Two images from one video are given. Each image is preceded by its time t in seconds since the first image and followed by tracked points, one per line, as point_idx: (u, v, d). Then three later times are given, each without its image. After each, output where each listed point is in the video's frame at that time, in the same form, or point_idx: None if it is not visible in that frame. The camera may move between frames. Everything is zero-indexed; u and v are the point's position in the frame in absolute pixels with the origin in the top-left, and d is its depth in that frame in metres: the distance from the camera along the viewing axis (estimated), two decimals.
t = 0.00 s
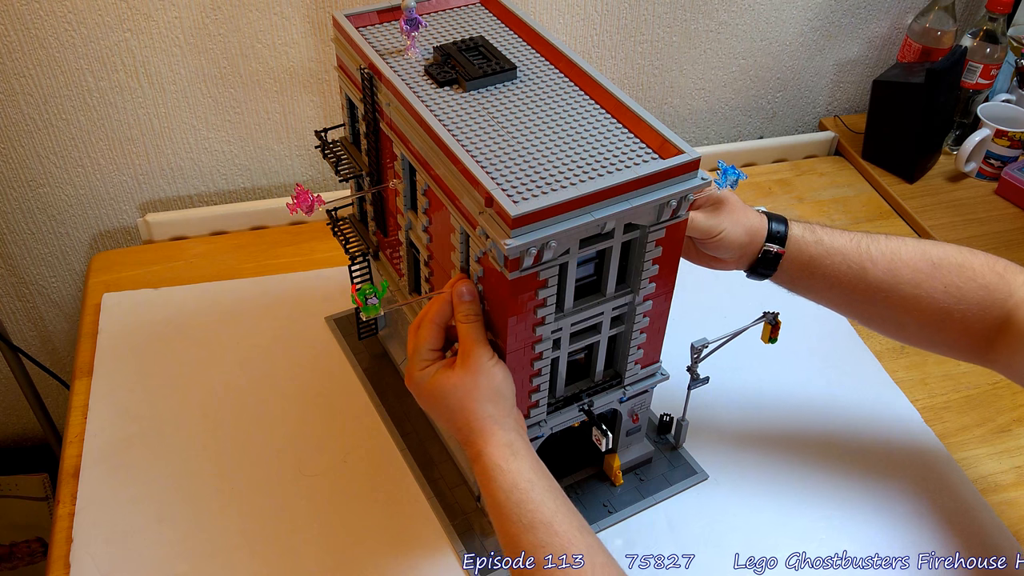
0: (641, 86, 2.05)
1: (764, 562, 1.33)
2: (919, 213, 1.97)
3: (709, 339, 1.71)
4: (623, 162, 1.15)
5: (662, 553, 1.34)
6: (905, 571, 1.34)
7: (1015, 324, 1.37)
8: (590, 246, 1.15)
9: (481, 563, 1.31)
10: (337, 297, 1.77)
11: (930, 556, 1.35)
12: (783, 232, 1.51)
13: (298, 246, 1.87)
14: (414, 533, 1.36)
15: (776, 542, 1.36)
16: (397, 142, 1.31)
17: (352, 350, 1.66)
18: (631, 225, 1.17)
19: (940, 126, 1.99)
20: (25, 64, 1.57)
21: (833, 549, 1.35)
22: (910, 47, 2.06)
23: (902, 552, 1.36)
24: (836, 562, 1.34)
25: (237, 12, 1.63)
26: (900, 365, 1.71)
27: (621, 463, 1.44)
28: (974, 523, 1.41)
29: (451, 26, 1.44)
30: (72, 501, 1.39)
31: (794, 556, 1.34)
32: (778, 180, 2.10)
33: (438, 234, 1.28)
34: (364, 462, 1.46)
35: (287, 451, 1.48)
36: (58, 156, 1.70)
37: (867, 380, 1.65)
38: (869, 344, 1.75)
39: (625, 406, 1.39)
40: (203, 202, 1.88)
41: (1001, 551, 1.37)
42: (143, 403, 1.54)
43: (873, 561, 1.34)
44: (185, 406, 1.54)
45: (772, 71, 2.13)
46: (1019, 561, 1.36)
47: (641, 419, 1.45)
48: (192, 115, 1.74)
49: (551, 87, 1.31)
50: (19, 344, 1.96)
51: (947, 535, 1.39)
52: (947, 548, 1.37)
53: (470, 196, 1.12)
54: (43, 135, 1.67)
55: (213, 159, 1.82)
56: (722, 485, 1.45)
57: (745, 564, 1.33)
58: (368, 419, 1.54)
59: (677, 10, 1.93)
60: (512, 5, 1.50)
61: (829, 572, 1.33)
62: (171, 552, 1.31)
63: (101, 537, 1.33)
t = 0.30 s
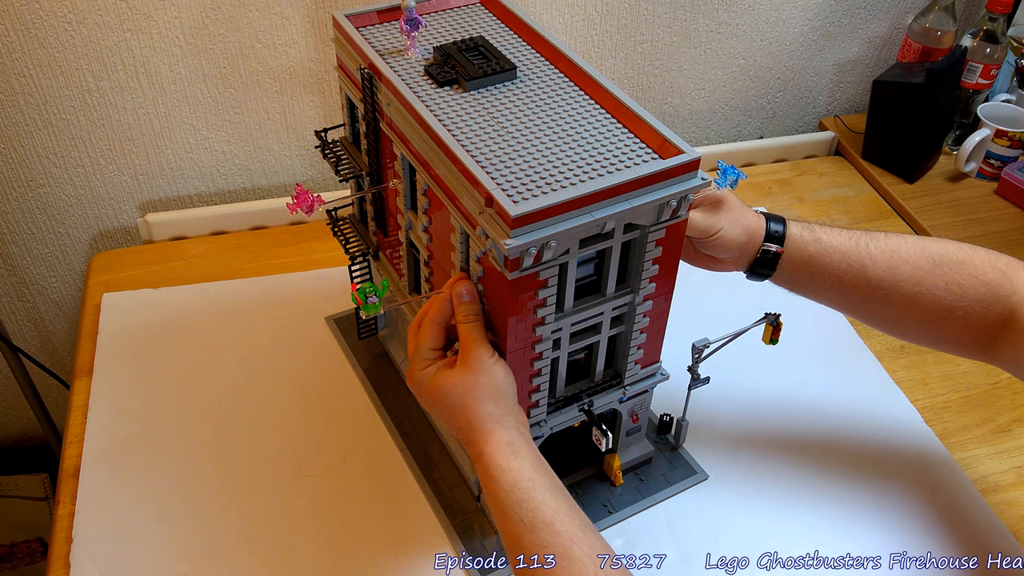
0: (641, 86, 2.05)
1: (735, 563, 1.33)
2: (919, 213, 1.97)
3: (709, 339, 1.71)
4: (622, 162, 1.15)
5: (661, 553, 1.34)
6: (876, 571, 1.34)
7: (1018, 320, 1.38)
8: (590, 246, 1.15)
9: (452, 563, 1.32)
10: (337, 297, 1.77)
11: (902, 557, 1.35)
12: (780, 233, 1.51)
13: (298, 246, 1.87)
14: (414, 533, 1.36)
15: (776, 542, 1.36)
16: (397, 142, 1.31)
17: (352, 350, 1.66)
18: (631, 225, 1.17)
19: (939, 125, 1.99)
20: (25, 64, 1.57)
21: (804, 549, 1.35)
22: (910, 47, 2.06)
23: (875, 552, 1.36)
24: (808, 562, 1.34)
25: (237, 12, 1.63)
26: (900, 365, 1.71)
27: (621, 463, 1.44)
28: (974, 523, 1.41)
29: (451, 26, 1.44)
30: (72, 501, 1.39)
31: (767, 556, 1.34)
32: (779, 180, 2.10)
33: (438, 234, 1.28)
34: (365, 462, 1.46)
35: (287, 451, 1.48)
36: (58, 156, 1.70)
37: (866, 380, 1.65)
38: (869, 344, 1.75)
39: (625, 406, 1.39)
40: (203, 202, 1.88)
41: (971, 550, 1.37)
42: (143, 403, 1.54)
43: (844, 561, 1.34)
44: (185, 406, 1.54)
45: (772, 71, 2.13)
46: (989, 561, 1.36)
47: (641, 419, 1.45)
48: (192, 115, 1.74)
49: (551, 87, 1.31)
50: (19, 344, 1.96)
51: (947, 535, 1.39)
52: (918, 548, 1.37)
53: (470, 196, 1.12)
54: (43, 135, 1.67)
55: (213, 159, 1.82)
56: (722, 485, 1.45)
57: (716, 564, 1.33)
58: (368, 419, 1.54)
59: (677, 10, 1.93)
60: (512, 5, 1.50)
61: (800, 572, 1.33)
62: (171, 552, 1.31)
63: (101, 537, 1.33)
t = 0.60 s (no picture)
0: (641, 86, 2.05)
1: (707, 563, 1.33)
2: (918, 213, 1.97)
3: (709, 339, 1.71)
4: (622, 162, 1.14)
5: (661, 553, 1.34)
6: (847, 571, 1.33)
7: (1017, 319, 1.37)
8: (590, 246, 1.15)
9: (423, 563, 1.32)
10: (337, 297, 1.77)
11: (873, 557, 1.35)
12: (778, 233, 1.51)
13: (298, 246, 1.87)
14: (413, 533, 1.36)
15: (776, 543, 1.36)
16: (397, 142, 1.31)
17: (352, 350, 1.66)
18: (631, 225, 1.17)
19: (938, 126, 1.99)
20: (25, 64, 1.57)
21: (787, 549, 1.35)
22: (910, 47, 2.06)
23: (845, 552, 1.35)
24: (779, 562, 1.34)
25: (237, 12, 1.63)
26: (900, 365, 1.71)
27: (621, 463, 1.44)
28: (976, 526, 1.41)
29: (451, 27, 1.44)
30: (72, 501, 1.39)
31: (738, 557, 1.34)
32: (779, 179, 2.10)
33: (438, 234, 1.28)
34: (364, 462, 1.46)
35: (287, 451, 1.48)
36: (58, 156, 1.70)
37: (866, 380, 1.65)
38: (868, 344, 1.75)
39: (625, 406, 1.39)
40: (203, 202, 1.88)
41: (941, 549, 1.37)
42: (143, 403, 1.54)
43: (816, 561, 1.34)
44: (185, 406, 1.54)
45: (772, 71, 2.13)
46: (980, 562, 1.36)
47: (641, 419, 1.45)
48: (192, 115, 1.74)
49: (551, 87, 1.31)
50: (19, 344, 1.96)
51: (948, 536, 1.39)
52: (890, 548, 1.36)
53: (470, 196, 1.12)
54: (43, 135, 1.67)
55: (213, 159, 1.82)
56: (722, 485, 1.45)
57: (688, 564, 1.33)
58: (368, 419, 1.54)
59: (677, 10, 1.93)
60: (511, 5, 1.50)
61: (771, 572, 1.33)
62: (171, 552, 1.31)
63: (101, 537, 1.33)
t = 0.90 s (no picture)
0: (641, 86, 2.05)
1: (679, 563, 1.33)
2: (918, 213, 1.97)
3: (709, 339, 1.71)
4: (622, 162, 1.14)
5: (662, 552, 1.34)
6: (818, 571, 1.33)
7: (1016, 316, 1.37)
8: (590, 246, 1.15)
9: (396, 563, 1.32)
10: (337, 297, 1.77)
11: (844, 557, 1.35)
12: (776, 230, 1.51)
13: (298, 246, 1.87)
14: (413, 532, 1.36)
15: (775, 542, 1.36)
16: (397, 142, 1.31)
17: (352, 350, 1.66)
18: (632, 225, 1.17)
19: (937, 124, 1.99)
20: (25, 64, 1.57)
21: (787, 549, 1.35)
22: (910, 47, 2.06)
23: (816, 551, 1.35)
24: (751, 562, 1.34)
25: (237, 12, 1.63)
26: (900, 365, 1.71)
27: (621, 463, 1.44)
28: (976, 526, 1.41)
29: (451, 27, 1.44)
30: (72, 501, 1.39)
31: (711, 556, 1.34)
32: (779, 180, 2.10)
33: (438, 234, 1.28)
34: (364, 462, 1.46)
35: (287, 451, 1.48)
36: (58, 156, 1.70)
37: (866, 380, 1.65)
38: (868, 344, 1.75)
39: (625, 406, 1.39)
40: (203, 202, 1.88)
41: (912, 549, 1.36)
42: (143, 403, 1.54)
43: (787, 561, 1.34)
44: (185, 407, 1.54)
45: (772, 71, 2.13)
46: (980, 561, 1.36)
47: (641, 419, 1.45)
48: (192, 115, 1.74)
49: (551, 87, 1.31)
50: (19, 344, 1.96)
51: (948, 535, 1.39)
52: (891, 549, 1.36)
53: (470, 196, 1.12)
54: (43, 135, 1.67)
55: (213, 159, 1.82)
56: (721, 485, 1.45)
57: (660, 564, 1.33)
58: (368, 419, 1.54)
59: (677, 10, 1.93)
60: (511, 5, 1.50)
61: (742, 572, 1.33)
62: (171, 552, 1.32)
63: (101, 537, 1.33)
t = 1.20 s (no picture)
0: (641, 86, 2.05)
1: (651, 563, 1.33)
2: (918, 213, 1.97)
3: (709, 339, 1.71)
4: (622, 162, 1.14)
5: (661, 553, 1.34)
6: (789, 571, 1.33)
7: (1016, 317, 1.37)
8: (590, 246, 1.15)
9: (366, 563, 1.31)
10: (337, 297, 1.77)
11: (816, 557, 1.34)
12: (775, 230, 1.51)
13: (298, 246, 1.87)
14: (414, 532, 1.36)
15: (775, 542, 1.36)
16: (397, 142, 1.31)
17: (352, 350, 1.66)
18: (632, 225, 1.17)
19: (937, 124, 1.99)
20: (25, 64, 1.57)
21: (787, 550, 1.35)
22: (910, 47, 2.06)
23: (788, 552, 1.35)
24: (723, 562, 1.34)
25: (237, 12, 1.63)
26: (900, 364, 1.71)
27: (621, 463, 1.44)
28: (976, 526, 1.40)
29: (451, 26, 1.44)
30: (72, 501, 1.39)
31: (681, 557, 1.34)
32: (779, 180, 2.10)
33: (438, 234, 1.28)
34: (364, 462, 1.46)
35: (287, 451, 1.48)
36: (58, 156, 1.70)
37: (866, 380, 1.65)
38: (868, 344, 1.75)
39: (625, 406, 1.39)
40: (203, 202, 1.88)
41: (904, 550, 1.36)
42: (143, 403, 1.54)
43: (759, 561, 1.34)
44: (185, 407, 1.54)
45: (772, 71, 2.13)
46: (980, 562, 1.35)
47: (641, 419, 1.45)
48: (192, 115, 1.74)
49: (551, 87, 1.31)
50: (19, 344, 1.96)
51: (948, 536, 1.39)
52: (891, 550, 1.36)
53: (470, 196, 1.12)
54: (43, 135, 1.67)
55: (213, 159, 1.82)
56: (722, 485, 1.45)
57: (632, 564, 1.33)
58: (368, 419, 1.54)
59: (677, 10, 1.93)
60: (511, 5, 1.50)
61: (714, 572, 1.33)
62: (171, 552, 1.31)
63: (101, 537, 1.33)
